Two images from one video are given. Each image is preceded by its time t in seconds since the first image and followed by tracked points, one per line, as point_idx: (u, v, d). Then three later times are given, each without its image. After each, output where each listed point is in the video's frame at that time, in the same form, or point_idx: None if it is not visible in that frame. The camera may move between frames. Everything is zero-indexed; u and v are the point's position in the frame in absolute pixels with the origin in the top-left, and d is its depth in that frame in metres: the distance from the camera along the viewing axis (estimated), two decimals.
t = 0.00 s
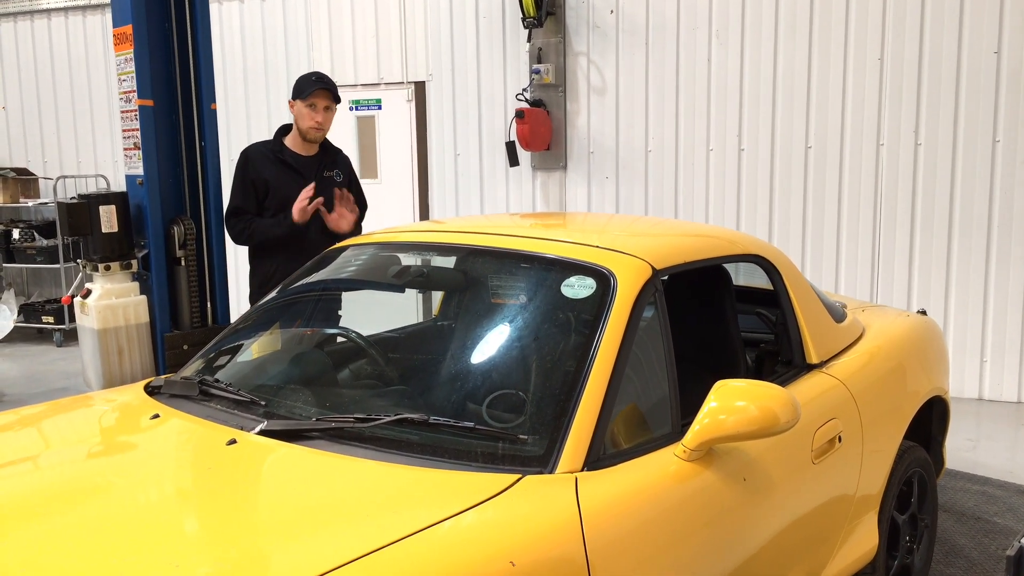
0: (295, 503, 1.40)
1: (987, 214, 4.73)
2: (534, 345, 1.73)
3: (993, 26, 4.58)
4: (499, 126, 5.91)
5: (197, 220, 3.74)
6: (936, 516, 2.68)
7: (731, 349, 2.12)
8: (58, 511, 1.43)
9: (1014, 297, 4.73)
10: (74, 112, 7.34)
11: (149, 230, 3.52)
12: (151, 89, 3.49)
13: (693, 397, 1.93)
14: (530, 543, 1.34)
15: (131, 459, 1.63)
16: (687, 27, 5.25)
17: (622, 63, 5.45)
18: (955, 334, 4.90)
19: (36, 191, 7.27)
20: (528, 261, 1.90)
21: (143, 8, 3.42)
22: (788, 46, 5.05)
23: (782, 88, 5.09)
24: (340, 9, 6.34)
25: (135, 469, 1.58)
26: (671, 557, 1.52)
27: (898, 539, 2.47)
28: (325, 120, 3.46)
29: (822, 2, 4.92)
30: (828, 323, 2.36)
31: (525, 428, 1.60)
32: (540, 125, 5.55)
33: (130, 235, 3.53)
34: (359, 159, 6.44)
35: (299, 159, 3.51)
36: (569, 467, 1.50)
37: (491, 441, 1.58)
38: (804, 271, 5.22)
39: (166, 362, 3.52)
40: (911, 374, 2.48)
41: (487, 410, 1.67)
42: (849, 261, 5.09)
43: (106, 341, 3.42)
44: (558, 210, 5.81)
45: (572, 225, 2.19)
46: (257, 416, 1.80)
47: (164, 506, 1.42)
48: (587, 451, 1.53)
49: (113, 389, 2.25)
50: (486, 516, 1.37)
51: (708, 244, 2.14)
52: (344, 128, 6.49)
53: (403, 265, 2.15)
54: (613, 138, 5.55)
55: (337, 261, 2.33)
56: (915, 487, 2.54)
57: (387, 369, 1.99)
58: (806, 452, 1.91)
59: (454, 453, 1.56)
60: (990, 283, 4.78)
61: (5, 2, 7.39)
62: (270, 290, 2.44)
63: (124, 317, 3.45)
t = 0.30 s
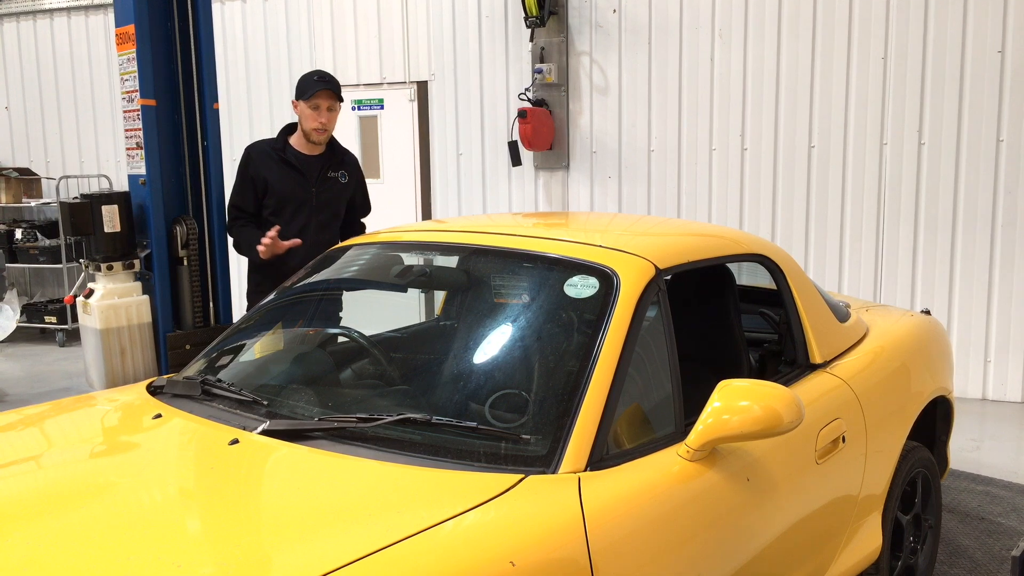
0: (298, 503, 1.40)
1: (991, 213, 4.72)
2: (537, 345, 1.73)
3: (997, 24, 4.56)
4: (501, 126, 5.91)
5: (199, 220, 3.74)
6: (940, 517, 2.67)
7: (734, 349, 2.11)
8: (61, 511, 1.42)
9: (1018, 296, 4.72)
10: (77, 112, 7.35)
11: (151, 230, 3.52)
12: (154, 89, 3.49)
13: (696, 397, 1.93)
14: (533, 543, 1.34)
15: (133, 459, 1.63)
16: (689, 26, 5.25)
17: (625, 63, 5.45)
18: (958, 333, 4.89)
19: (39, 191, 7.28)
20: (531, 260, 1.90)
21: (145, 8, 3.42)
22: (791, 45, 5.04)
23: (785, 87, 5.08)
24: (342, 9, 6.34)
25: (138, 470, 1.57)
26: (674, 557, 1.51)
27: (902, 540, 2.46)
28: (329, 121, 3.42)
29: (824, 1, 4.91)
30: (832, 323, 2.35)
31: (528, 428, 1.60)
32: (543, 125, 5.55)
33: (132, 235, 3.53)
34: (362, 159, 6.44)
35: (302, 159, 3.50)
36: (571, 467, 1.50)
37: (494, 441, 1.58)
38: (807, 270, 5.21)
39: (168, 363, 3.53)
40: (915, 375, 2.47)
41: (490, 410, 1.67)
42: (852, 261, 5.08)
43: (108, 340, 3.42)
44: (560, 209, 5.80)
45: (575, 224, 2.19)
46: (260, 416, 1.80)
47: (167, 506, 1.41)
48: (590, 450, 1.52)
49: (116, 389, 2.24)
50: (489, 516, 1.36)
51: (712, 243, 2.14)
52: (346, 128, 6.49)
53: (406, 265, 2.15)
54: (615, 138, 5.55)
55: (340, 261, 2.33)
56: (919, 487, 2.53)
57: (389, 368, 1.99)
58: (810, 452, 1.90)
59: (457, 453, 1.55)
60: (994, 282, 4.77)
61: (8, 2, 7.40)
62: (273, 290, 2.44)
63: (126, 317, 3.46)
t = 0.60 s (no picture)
0: (299, 504, 1.40)
1: (994, 214, 4.71)
2: (538, 346, 1.73)
3: (1000, 25, 4.55)
4: (504, 126, 5.91)
5: (201, 221, 3.75)
6: (942, 518, 2.67)
7: (735, 349, 2.11)
8: (62, 511, 1.43)
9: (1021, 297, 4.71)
10: (79, 113, 7.36)
11: (154, 231, 3.53)
12: (156, 90, 3.49)
13: (698, 398, 1.92)
14: (535, 544, 1.34)
15: (135, 459, 1.63)
16: (692, 26, 5.24)
17: (627, 63, 5.45)
18: (961, 334, 4.88)
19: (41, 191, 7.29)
20: (532, 261, 1.90)
21: (147, 8, 3.42)
22: (794, 45, 5.03)
23: (788, 88, 5.07)
24: (344, 10, 6.34)
25: (139, 470, 1.58)
26: (675, 559, 1.51)
27: (904, 541, 2.46)
28: (331, 125, 3.42)
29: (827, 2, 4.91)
30: (834, 324, 2.35)
31: (529, 429, 1.60)
32: (545, 126, 5.55)
33: (134, 236, 3.53)
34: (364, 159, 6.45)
35: (304, 161, 3.49)
36: (572, 469, 1.49)
37: (495, 442, 1.58)
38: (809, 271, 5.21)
39: (170, 362, 3.53)
40: (917, 376, 2.47)
41: (491, 411, 1.67)
42: (855, 261, 5.07)
43: (111, 341, 3.44)
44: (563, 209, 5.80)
45: (576, 225, 2.19)
46: (261, 417, 1.80)
47: (168, 506, 1.42)
48: (591, 451, 1.52)
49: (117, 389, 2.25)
50: (491, 517, 1.36)
51: (713, 244, 2.14)
52: (348, 129, 6.49)
53: (408, 266, 2.15)
54: (617, 139, 5.54)
55: (342, 262, 2.33)
56: (921, 489, 2.52)
57: (390, 369, 1.98)
58: (812, 454, 1.90)
59: (458, 455, 1.55)
60: (997, 283, 4.76)
61: (11, 3, 7.41)
62: (275, 291, 2.44)
63: (128, 318, 3.48)
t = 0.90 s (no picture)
0: (303, 502, 1.40)
1: (998, 215, 4.71)
2: (542, 345, 1.73)
3: (1004, 26, 4.55)
4: (507, 126, 5.91)
5: (205, 221, 3.75)
6: (946, 519, 2.66)
7: (739, 349, 2.11)
8: (66, 510, 1.43)
9: None
10: (84, 112, 7.38)
11: (158, 230, 3.53)
12: (160, 89, 3.50)
13: (701, 398, 1.92)
14: (539, 543, 1.34)
15: (139, 458, 1.64)
16: (695, 26, 5.24)
17: (630, 63, 5.45)
18: (964, 335, 4.87)
19: (46, 191, 7.30)
20: (536, 261, 1.90)
21: (152, 8, 3.43)
22: (796, 44, 5.03)
23: (791, 88, 5.07)
24: (348, 10, 6.35)
25: (143, 469, 1.58)
26: (679, 558, 1.51)
27: (908, 541, 2.45)
28: (335, 127, 3.43)
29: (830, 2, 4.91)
30: (838, 324, 2.34)
31: (534, 429, 1.60)
32: (548, 125, 5.55)
33: (139, 235, 3.54)
34: (367, 159, 6.45)
35: (308, 162, 3.50)
36: (576, 468, 1.50)
37: (499, 441, 1.58)
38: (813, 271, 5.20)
39: (174, 362, 3.54)
40: (921, 376, 2.47)
41: (496, 410, 1.67)
42: (858, 261, 5.06)
43: (115, 340, 3.43)
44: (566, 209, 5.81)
45: (580, 225, 2.19)
46: (265, 415, 1.81)
47: (172, 505, 1.42)
48: (595, 450, 1.53)
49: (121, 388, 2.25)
50: (495, 516, 1.36)
51: (718, 244, 2.14)
52: (352, 128, 6.50)
53: (412, 265, 2.15)
54: (621, 138, 5.54)
55: (345, 261, 2.33)
56: (925, 489, 2.52)
57: (394, 368, 1.99)
58: (816, 453, 1.90)
59: (462, 454, 1.56)
60: (1000, 283, 4.75)
61: (15, 2, 7.43)
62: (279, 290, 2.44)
63: (132, 317, 3.47)
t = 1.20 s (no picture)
0: (309, 503, 1.41)
1: (1002, 216, 4.70)
2: (547, 346, 1.74)
3: (1009, 27, 4.55)
4: (511, 127, 5.91)
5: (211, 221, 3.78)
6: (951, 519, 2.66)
7: (744, 350, 2.11)
8: (71, 511, 1.43)
9: None
10: (88, 113, 7.40)
11: (163, 230, 3.55)
12: (166, 90, 3.52)
13: (706, 399, 1.92)
14: (545, 543, 1.34)
15: (145, 459, 1.64)
16: (699, 26, 5.24)
17: (634, 63, 5.45)
18: (969, 335, 4.87)
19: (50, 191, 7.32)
20: (542, 261, 1.90)
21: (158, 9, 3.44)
22: (799, 46, 5.03)
23: (795, 89, 5.07)
24: (352, 11, 6.36)
25: (149, 470, 1.58)
26: (684, 558, 1.51)
27: (913, 542, 2.45)
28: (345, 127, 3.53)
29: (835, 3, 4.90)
30: (843, 325, 2.35)
31: (539, 429, 1.60)
32: (552, 126, 5.54)
33: (144, 236, 3.56)
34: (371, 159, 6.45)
35: (312, 164, 3.51)
36: (582, 468, 1.50)
37: (505, 441, 1.58)
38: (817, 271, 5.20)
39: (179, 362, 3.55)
40: (926, 377, 2.47)
41: (501, 411, 1.68)
42: (862, 262, 5.06)
43: (120, 340, 3.43)
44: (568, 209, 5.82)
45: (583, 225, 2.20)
46: (272, 415, 1.81)
47: (177, 506, 1.42)
48: (601, 451, 1.53)
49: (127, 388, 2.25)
50: (500, 517, 1.37)
51: (722, 245, 2.14)
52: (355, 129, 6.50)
53: (417, 266, 2.16)
54: (624, 139, 5.54)
55: (350, 262, 2.33)
56: (929, 490, 2.52)
57: (399, 369, 2.01)
58: (821, 454, 1.90)
59: (468, 454, 1.56)
60: (1005, 285, 4.75)
61: (20, 3, 7.46)
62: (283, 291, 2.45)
63: (138, 317, 3.47)
